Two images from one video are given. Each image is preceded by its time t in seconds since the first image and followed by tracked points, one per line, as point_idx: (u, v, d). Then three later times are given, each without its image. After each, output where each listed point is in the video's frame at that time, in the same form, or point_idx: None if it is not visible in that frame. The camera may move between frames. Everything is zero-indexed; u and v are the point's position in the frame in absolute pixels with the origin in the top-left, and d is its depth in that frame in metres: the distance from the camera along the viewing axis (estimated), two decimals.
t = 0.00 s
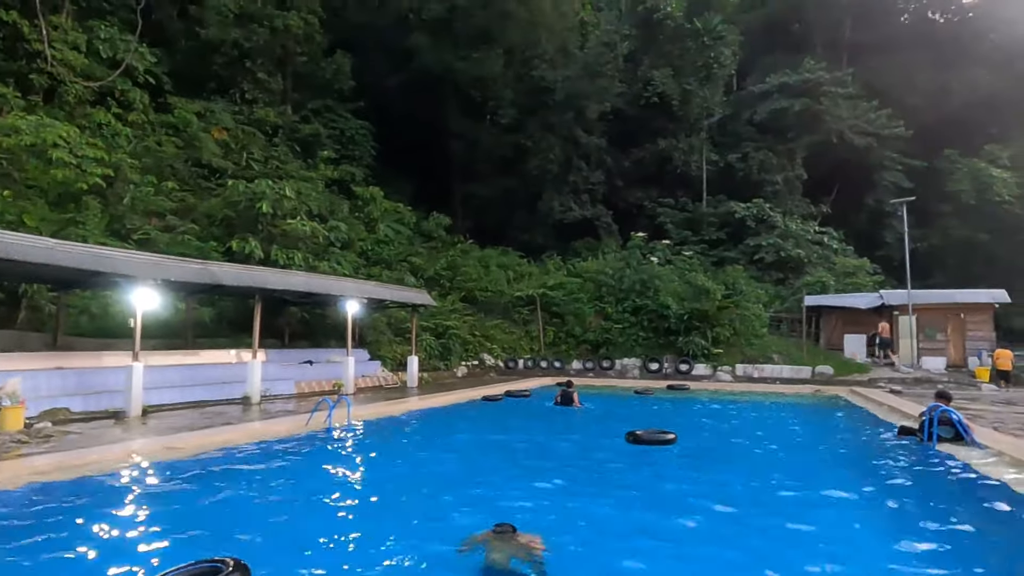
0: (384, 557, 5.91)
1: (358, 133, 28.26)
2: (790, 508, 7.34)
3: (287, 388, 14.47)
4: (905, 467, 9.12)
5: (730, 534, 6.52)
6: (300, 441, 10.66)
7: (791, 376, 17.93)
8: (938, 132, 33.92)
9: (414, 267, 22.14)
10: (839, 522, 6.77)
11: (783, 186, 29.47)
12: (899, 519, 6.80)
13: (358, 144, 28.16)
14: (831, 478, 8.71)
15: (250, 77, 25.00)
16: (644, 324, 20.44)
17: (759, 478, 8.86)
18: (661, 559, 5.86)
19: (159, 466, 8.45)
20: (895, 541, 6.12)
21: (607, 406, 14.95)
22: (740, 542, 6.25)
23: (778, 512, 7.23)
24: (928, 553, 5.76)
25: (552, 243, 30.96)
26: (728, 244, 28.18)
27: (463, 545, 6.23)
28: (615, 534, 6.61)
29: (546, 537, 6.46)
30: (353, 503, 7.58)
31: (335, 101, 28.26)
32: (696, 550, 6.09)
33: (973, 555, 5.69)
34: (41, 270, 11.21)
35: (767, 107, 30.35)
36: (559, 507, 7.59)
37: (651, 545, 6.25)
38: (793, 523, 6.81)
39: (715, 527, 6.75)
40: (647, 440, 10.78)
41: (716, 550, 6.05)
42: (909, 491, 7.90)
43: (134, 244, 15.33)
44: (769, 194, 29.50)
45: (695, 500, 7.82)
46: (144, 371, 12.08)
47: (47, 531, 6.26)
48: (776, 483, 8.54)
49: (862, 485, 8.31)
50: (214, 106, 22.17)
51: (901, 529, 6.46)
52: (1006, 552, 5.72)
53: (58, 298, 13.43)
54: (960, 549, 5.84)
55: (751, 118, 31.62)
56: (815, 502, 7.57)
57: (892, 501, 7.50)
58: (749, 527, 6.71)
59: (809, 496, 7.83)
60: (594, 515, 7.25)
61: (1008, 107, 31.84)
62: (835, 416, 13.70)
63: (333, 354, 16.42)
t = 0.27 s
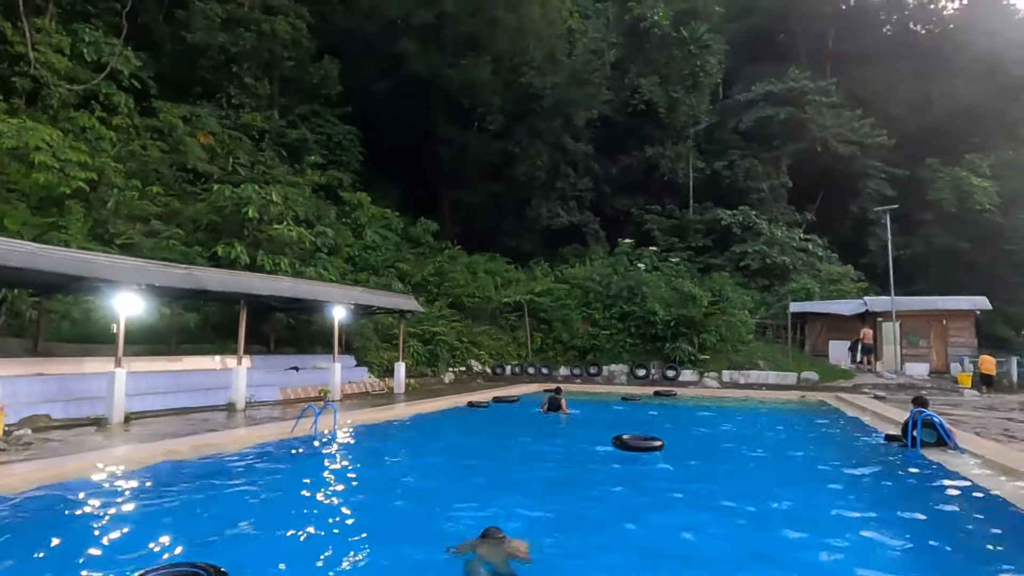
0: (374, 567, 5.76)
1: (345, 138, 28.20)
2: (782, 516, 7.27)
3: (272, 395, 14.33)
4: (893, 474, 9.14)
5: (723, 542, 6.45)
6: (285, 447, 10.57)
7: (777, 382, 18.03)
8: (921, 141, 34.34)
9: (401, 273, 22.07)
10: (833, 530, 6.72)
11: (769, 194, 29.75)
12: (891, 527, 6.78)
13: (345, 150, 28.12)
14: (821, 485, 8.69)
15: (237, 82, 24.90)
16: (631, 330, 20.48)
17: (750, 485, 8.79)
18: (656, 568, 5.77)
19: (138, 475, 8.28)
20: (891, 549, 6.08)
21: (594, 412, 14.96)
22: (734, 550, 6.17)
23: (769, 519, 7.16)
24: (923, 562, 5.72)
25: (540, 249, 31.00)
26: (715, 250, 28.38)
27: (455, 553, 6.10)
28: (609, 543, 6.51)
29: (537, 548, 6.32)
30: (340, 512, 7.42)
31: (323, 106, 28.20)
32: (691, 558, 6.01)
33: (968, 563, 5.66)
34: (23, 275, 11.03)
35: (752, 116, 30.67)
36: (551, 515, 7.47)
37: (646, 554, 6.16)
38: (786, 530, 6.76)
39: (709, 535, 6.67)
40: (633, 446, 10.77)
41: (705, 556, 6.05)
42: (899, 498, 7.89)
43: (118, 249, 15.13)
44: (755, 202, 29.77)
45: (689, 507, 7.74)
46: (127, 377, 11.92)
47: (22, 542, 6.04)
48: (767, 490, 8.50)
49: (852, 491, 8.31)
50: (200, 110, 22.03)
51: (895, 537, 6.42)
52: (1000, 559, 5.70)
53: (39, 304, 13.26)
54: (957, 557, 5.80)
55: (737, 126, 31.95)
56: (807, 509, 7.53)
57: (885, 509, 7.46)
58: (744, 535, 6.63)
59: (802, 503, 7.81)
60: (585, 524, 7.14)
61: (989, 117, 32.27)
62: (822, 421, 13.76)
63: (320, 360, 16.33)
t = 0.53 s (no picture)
0: None
1: (337, 144, 28.18)
2: (781, 525, 7.21)
3: (263, 402, 14.22)
4: (887, 481, 9.14)
5: (724, 551, 6.37)
6: (276, 455, 10.49)
7: (768, 389, 18.09)
8: (909, 150, 34.65)
9: (393, 280, 22.06)
10: (834, 539, 6.66)
11: (759, 202, 29.94)
12: (891, 535, 6.73)
13: (337, 156, 28.10)
14: (817, 493, 8.67)
15: (229, 88, 24.84)
16: (623, 337, 20.50)
17: (747, 493, 8.73)
18: None
19: (126, 484, 8.16)
20: (893, 559, 6.03)
21: (587, 419, 14.97)
22: (735, 560, 6.09)
23: (768, 528, 7.09)
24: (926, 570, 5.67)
25: (532, 256, 31.04)
26: (706, 257, 28.53)
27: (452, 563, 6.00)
28: (607, 552, 6.42)
29: (535, 558, 6.23)
30: (332, 522, 7.29)
31: (315, 112, 28.18)
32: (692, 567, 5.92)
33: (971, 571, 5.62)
34: (11, 281, 10.94)
35: (743, 123, 30.89)
36: (548, 524, 7.38)
37: (647, 563, 6.07)
38: (786, 539, 6.69)
39: (709, 544, 6.59)
40: (626, 454, 10.77)
41: (696, 561, 6.09)
42: (891, 505, 7.92)
43: (107, 256, 14.99)
44: (746, 210, 29.95)
45: (687, 516, 7.66)
46: (115, 385, 11.79)
47: (8, 553, 5.90)
48: (764, 498, 8.44)
49: (848, 498, 8.28)
50: (192, 116, 21.96)
51: (896, 546, 6.38)
52: (1002, 566, 5.67)
53: (27, 310, 13.16)
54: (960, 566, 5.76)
55: (728, 134, 32.19)
56: (806, 518, 7.48)
57: (883, 517, 7.43)
58: (744, 544, 6.56)
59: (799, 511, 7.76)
60: (583, 533, 7.04)
61: (977, 126, 32.59)
62: (812, 428, 13.81)
63: (311, 367, 16.25)
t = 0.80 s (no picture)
0: None
1: (331, 149, 28.20)
2: (780, 531, 7.16)
3: (256, 407, 14.17)
4: (882, 487, 9.13)
5: (725, 558, 6.30)
6: (269, 461, 10.44)
7: (762, 394, 18.13)
8: (901, 155, 34.84)
9: (387, 284, 22.04)
10: (834, 546, 6.61)
11: (752, 206, 30.07)
12: (891, 542, 6.69)
13: (331, 160, 28.09)
14: (812, 497, 8.69)
15: (222, 91, 24.79)
16: (617, 341, 20.47)
17: (743, 499, 8.70)
18: None
19: (118, 491, 8.09)
20: (896, 565, 5.98)
21: (582, 424, 14.95)
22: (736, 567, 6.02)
23: (768, 535, 7.03)
24: None
25: (526, 260, 31.08)
26: (700, 262, 28.62)
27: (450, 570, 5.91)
28: (606, 559, 6.34)
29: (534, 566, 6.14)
30: (327, 530, 7.18)
31: (309, 116, 28.19)
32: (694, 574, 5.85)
33: None
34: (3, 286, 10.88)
35: (736, 128, 31.02)
36: (545, 531, 7.29)
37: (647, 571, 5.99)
38: (786, 546, 6.64)
39: (709, 551, 6.51)
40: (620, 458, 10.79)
41: (691, 565, 6.11)
42: (884, 509, 7.97)
43: (100, 260, 15.01)
44: (739, 214, 30.09)
45: (684, 522, 7.60)
46: (107, 390, 11.71)
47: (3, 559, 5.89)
48: (761, 504, 8.40)
49: (844, 504, 8.26)
50: (185, 120, 21.92)
51: (898, 552, 6.33)
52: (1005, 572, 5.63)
53: (19, 315, 13.10)
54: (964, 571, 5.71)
55: (721, 139, 32.32)
56: (804, 524, 7.43)
57: (881, 523, 7.40)
58: (744, 551, 6.50)
59: (797, 517, 7.72)
60: (582, 540, 6.97)
61: (968, 132, 32.81)
62: (807, 432, 13.84)
63: (305, 372, 16.20)
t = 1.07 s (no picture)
0: None
1: (327, 149, 28.23)
2: (778, 532, 7.14)
3: (251, 408, 14.15)
4: (878, 488, 9.14)
5: (723, 560, 6.28)
6: (264, 462, 10.42)
7: (757, 395, 18.19)
8: (895, 157, 34.99)
9: (383, 285, 22.03)
10: (832, 547, 6.60)
11: (748, 208, 30.15)
12: (890, 543, 6.68)
13: (327, 161, 28.14)
14: (805, 498, 8.73)
15: (218, 92, 24.76)
16: (613, 342, 20.51)
17: (740, 500, 8.68)
18: None
19: (113, 491, 8.09)
20: (896, 567, 5.98)
21: (577, 425, 14.97)
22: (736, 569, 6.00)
23: (766, 536, 7.01)
24: None
25: (522, 261, 31.11)
26: (696, 263, 28.69)
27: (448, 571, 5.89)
28: (606, 561, 6.31)
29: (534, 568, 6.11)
30: (324, 532, 7.13)
31: (305, 117, 28.17)
32: None
33: None
34: None
35: (732, 130, 31.08)
36: (544, 533, 7.24)
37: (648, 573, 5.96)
38: (786, 547, 6.63)
39: (708, 553, 6.48)
40: (615, 459, 10.80)
41: (684, 566, 6.13)
42: (878, 509, 8.02)
43: (95, 260, 15.02)
44: (734, 216, 30.17)
45: (682, 524, 7.57)
46: (102, 391, 11.67)
47: None
48: (758, 506, 8.38)
49: (841, 505, 8.27)
50: (181, 120, 21.86)
51: (896, 553, 6.33)
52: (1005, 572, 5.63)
53: (12, 316, 13.07)
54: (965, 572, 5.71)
55: (716, 141, 32.39)
56: (802, 525, 7.42)
57: (879, 524, 7.39)
58: (743, 552, 6.48)
59: (794, 519, 7.70)
60: (581, 542, 6.93)
61: (962, 134, 32.99)
62: (801, 433, 13.89)
63: (300, 372, 16.17)
